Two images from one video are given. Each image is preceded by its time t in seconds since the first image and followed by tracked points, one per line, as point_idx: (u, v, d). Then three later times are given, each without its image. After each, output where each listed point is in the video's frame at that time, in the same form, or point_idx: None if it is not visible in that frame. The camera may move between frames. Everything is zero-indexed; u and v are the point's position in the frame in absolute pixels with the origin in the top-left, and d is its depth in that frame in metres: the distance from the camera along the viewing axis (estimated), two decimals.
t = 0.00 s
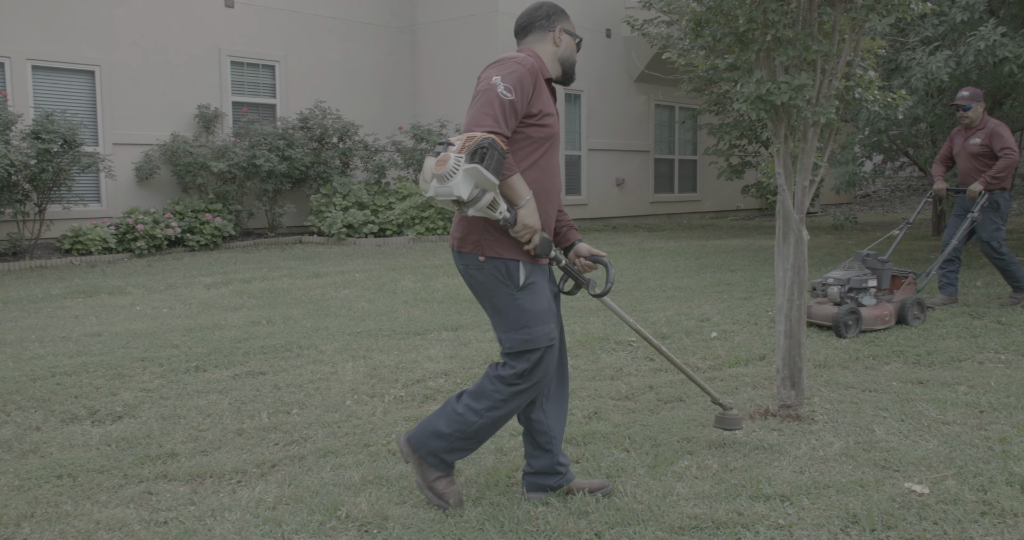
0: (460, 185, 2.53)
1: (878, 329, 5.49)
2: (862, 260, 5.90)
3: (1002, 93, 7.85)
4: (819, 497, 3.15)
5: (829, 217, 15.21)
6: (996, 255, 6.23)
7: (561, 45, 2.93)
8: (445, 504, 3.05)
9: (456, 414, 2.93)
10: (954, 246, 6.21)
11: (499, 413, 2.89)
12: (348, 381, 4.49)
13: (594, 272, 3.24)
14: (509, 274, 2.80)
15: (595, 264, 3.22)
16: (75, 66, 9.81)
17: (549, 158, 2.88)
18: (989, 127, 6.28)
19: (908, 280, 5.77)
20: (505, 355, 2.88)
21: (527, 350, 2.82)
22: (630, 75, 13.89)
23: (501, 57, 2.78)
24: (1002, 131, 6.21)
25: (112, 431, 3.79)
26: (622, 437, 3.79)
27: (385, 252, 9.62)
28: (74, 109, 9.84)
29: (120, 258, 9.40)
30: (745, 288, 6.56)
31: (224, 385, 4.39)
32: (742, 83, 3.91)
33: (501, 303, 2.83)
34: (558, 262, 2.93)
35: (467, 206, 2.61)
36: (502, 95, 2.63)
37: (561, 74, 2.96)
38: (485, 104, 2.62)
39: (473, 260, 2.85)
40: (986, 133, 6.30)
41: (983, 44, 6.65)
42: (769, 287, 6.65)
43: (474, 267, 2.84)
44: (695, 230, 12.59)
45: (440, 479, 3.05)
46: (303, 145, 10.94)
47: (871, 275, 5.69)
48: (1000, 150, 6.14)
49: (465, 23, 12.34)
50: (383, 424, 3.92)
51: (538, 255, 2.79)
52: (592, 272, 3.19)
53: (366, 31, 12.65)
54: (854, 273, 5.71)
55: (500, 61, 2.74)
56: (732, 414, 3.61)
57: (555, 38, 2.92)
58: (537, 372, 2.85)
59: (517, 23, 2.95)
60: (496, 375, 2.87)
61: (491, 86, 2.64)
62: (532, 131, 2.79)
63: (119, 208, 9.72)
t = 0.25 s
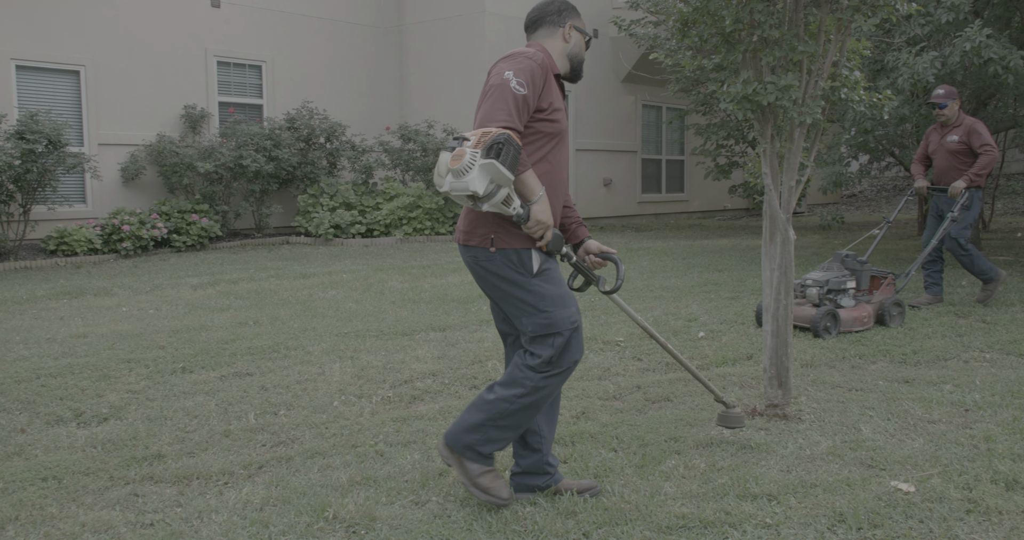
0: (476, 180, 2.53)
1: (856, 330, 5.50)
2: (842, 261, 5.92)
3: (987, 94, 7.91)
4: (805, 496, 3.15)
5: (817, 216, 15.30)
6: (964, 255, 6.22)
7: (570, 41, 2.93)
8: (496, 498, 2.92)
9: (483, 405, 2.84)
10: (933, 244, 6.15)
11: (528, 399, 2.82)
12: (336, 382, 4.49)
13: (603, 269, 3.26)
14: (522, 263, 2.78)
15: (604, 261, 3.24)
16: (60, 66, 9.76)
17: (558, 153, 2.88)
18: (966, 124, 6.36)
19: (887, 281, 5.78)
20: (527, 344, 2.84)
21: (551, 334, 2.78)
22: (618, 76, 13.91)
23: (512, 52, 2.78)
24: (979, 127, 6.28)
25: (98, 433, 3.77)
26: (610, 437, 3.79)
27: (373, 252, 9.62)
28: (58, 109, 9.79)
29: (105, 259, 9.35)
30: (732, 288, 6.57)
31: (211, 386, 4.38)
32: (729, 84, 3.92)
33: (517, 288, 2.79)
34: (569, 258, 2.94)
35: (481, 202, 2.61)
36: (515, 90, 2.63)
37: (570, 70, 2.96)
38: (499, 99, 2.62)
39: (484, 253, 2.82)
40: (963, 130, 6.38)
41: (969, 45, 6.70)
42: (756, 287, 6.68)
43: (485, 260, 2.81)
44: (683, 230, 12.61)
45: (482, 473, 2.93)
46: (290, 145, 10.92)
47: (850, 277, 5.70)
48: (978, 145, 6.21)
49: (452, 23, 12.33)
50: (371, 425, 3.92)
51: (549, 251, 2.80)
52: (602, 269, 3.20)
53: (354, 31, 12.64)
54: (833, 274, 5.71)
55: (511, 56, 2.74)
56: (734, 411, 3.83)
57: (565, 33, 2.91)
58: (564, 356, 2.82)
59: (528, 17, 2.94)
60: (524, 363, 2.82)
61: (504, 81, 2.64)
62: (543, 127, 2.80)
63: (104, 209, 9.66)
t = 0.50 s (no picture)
0: (491, 175, 2.52)
1: (836, 331, 5.50)
2: (822, 261, 5.90)
3: (973, 94, 7.96)
4: (794, 495, 3.15)
5: (806, 216, 15.38)
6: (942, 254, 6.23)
7: (579, 39, 2.92)
8: (572, 500, 3.02)
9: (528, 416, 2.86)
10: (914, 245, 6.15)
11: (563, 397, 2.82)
12: (325, 383, 4.48)
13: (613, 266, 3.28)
14: (533, 254, 2.78)
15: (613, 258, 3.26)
16: (46, 66, 9.70)
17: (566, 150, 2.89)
18: (946, 122, 6.38)
19: (867, 282, 5.77)
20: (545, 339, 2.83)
21: (567, 324, 2.78)
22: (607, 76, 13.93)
23: (520, 50, 2.78)
24: (959, 126, 6.30)
25: (85, 435, 3.75)
26: (599, 437, 3.79)
27: (362, 253, 9.63)
28: (45, 109, 9.74)
29: (93, 260, 9.31)
30: (721, 288, 6.59)
31: (199, 387, 4.37)
32: (717, 84, 3.92)
33: (528, 281, 2.78)
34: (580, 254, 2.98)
35: (495, 197, 2.59)
36: (525, 87, 2.64)
37: (578, 68, 2.96)
38: (509, 96, 2.62)
39: (495, 247, 2.84)
40: (944, 127, 6.39)
41: (957, 46, 6.74)
42: (744, 287, 6.70)
43: (496, 254, 2.82)
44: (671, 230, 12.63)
45: (547, 480, 2.99)
46: (278, 145, 10.90)
47: (830, 278, 5.67)
48: (959, 144, 6.23)
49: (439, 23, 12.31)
50: (360, 426, 3.91)
51: (561, 248, 2.82)
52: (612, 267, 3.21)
53: (341, 31, 12.64)
54: (813, 275, 5.68)
55: (520, 54, 2.74)
56: (737, 409, 3.87)
57: (574, 31, 2.91)
58: (584, 344, 2.80)
59: (538, 14, 2.95)
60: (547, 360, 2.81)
61: (514, 78, 2.64)
62: (550, 124, 2.80)
63: (91, 210, 9.61)
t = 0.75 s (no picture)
0: (507, 172, 2.53)
1: (816, 333, 5.46)
2: (801, 262, 5.85)
3: (960, 94, 8.00)
4: (784, 494, 3.15)
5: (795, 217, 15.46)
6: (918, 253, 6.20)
7: (588, 39, 2.92)
8: (647, 492, 2.99)
9: (576, 429, 2.84)
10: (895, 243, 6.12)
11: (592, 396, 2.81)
12: (314, 384, 4.47)
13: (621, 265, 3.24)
14: (543, 251, 2.78)
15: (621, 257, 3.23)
16: (34, 66, 9.66)
17: (576, 150, 2.87)
18: (927, 122, 6.42)
19: (848, 283, 5.76)
20: (559, 335, 2.82)
21: (580, 318, 2.77)
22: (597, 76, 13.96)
23: (530, 48, 2.77)
24: (940, 127, 6.34)
25: (74, 436, 3.73)
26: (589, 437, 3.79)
27: (352, 254, 9.64)
28: (32, 109, 9.69)
29: (81, 261, 9.27)
30: (711, 288, 6.60)
31: (188, 389, 4.36)
32: (707, 84, 3.93)
33: (538, 278, 2.78)
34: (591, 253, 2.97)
35: (510, 195, 2.59)
36: (537, 85, 2.63)
37: (585, 68, 2.96)
38: (520, 94, 2.61)
39: (502, 246, 2.84)
40: (925, 128, 6.42)
41: (946, 47, 6.78)
42: (734, 287, 6.71)
43: (504, 252, 2.82)
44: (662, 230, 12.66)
45: (613, 483, 2.97)
46: (268, 146, 10.88)
47: (809, 279, 5.63)
48: (939, 144, 6.26)
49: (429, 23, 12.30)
50: (350, 427, 3.91)
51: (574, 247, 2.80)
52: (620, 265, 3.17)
53: (331, 31, 12.62)
54: (792, 276, 5.63)
55: (530, 53, 2.74)
56: (741, 408, 3.87)
57: (583, 32, 2.91)
58: (599, 336, 2.78)
59: (548, 14, 2.94)
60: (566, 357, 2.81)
61: (525, 77, 2.63)
62: (560, 123, 2.79)
63: (79, 210, 9.56)
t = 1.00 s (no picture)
0: (523, 172, 2.48)
1: (797, 334, 5.40)
2: (783, 263, 5.83)
3: (949, 94, 8.03)
4: (774, 494, 3.15)
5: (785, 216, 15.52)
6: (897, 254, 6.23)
7: (599, 40, 2.91)
8: (706, 483, 2.97)
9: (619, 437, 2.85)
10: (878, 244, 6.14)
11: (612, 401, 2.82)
12: (305, 384, 4.46)
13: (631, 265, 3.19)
14: (551, 254, 2.77)
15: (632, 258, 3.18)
16: (22, 66, 9.62)
17: (586, 150, 2.86)
18: (909, 125, 6.42)
19: (828, 283, 5.78)
20: (564, 338, 2.83)
21: (586, 322, 2.78)
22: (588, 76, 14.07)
23: (542, 48, 2.76)
24: (922, 130, 6.35)
25: (62, 438, 3.72)
26: (580, 437, 3.79)
27: (343, 254, 9.67)
28: (21, 110, 9.65)
29: (70, 262, 9.23)
30: (701, 288, 6.61)
31: (178, 390, 4.35)
32: (696, 85, 3.94)
33: (544, 282, 2.78)
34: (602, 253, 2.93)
35: (525, 195, 2.56)
36: (550, 85, 2.61)
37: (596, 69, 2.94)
38: (534, 94, 2.59)
39: (512, 246, 2.82)
40: (907, 130, 6.43)
41: (935, 47, 6.81)
42: (725, 286, 6.73)
43: (512, 252, 2.81)
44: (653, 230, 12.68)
45: (672, 478, 2.96)
46: (257, 146, 10.86)
47: (791, 280, 5.63)
48: (921, 147, 6.27)
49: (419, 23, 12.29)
50: (340, 427, 3.90)
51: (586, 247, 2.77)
52: (632, 266, 3.11)
53: (320, 32, 12.60)
54: (774, 278, 5.64)
55: (542, 53, 2.72)
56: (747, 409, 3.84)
57: (594, 32, 2.90)
58: (607, 338, 2.80)
59: (560, 13, 2.93)
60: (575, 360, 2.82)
61: (539, 77, 2.62)
62: (572, 124, 2.77)
63: (68, 211, 9.51)
